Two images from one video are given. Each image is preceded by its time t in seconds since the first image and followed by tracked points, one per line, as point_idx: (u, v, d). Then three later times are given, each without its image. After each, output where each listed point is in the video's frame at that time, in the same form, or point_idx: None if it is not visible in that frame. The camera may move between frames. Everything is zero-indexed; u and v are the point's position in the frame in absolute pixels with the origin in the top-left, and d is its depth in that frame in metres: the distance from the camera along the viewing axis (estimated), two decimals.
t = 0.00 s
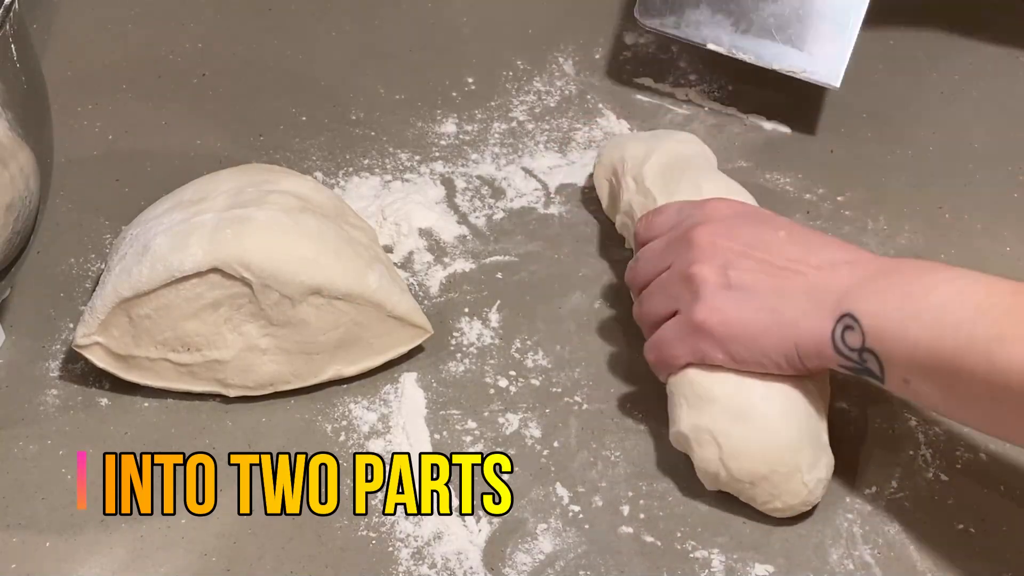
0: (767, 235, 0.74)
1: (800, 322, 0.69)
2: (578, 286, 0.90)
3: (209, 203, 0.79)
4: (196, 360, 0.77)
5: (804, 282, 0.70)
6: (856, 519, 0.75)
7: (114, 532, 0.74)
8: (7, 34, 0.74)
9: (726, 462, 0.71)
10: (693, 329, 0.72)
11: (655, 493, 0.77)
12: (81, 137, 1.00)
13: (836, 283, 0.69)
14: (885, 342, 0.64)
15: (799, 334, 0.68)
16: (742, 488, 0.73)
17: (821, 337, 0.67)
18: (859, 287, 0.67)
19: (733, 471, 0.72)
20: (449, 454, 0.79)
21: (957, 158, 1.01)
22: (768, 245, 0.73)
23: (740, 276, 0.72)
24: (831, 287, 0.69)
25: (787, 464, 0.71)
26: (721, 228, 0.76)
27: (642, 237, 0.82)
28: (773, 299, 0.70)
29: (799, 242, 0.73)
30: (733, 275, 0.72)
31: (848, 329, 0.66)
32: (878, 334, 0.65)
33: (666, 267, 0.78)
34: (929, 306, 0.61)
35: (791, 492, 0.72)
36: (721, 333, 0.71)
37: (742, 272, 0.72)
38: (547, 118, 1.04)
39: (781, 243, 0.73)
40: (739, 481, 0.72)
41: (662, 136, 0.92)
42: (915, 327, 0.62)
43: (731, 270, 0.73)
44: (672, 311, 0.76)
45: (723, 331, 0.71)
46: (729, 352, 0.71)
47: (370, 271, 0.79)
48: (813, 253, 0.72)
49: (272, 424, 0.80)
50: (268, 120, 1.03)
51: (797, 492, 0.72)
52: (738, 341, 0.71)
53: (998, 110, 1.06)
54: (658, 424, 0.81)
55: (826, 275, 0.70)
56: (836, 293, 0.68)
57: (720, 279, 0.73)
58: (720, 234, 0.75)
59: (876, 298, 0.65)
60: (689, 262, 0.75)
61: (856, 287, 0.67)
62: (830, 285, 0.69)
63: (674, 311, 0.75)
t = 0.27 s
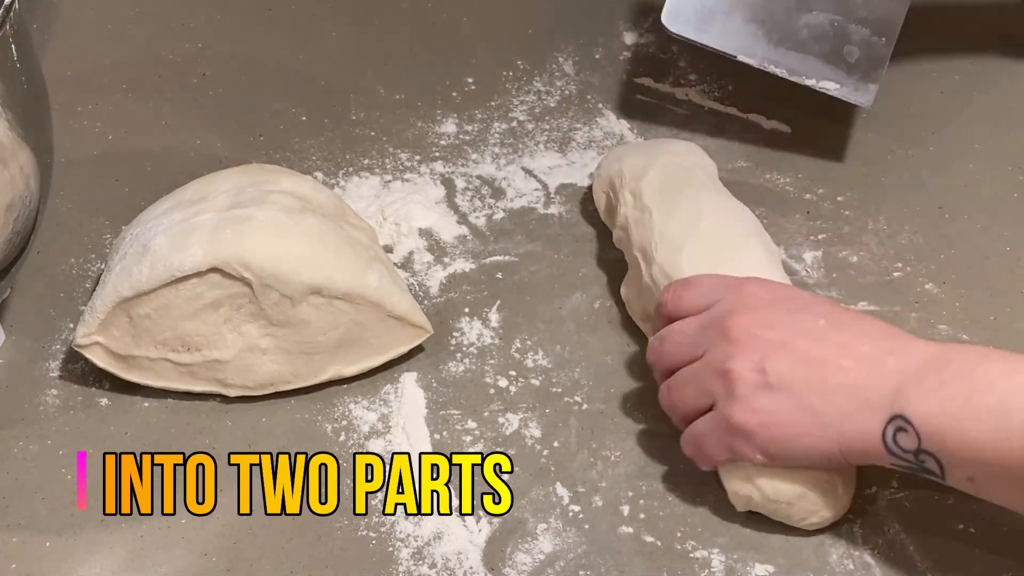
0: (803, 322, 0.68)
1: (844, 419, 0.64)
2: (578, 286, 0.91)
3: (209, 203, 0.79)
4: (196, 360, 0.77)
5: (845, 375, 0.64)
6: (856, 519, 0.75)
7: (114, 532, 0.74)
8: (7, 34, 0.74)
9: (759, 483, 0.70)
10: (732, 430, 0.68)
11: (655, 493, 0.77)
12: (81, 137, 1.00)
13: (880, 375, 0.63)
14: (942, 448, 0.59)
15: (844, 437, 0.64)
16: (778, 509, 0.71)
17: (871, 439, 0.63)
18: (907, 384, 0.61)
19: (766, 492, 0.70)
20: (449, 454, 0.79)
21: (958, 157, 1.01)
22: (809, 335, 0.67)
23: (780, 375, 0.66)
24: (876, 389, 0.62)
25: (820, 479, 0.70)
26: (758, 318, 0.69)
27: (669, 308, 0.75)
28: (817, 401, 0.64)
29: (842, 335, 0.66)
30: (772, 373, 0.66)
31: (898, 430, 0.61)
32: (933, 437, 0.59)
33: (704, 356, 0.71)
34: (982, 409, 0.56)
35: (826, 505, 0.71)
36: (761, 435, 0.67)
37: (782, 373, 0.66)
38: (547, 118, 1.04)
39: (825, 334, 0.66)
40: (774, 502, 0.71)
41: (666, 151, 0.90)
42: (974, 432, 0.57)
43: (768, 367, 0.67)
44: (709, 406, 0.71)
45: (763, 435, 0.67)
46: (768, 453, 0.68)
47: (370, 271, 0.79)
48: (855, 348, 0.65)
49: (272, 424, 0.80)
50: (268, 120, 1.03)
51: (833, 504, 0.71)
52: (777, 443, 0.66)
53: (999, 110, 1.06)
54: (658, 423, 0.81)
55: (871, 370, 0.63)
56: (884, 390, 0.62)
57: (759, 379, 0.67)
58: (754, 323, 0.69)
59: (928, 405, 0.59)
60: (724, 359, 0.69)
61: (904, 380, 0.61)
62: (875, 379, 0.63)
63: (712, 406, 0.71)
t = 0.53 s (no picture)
0: (812, 269, 0.67)
1: (864, 353, 0.63)
2: (578, 286, 0.91)
3: (209, 203, 0.79)
4: (196, 360, 0.77)
5: (863, 310, 0.64)
6: (856, 519, 0.75)
7: (114, 532, 0.74)
8: (7, 34, 0.74)
9: (773, 464, 0.71)
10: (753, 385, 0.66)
11: (655, 493, 0.77)
12: (81, 137, 1.00)
13: (895, 304, 0.63)
14: (970, 377, 0.60)
15: (866, 370, 0.63)
16: (792, 491, 0.71)
17: (895, 369, 0.63)
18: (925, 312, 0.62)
19: (781, 474, 0.71)
20: (449, 454, 0.79)
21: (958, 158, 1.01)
22: (818, 278, 0.67)
23: (797, 323, 0.66)
24: (893, 317, 0.63)
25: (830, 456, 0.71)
26: (765, 276, 0.69)
27: (667, 270, 0.73)
28: (838, 342, 0.64)
29: (851, 271, 0.66)
30: (790, 322, 0.66)
31: (919, 360, 0.62)
32: (959, 363, 0.60)
33: (709, 315, 0.70)
34: (1012, 347, 0.58)
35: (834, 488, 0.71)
36: (784, 386, 0.65)
37: (798, 320, 0.66)
38: (547, 118, 1.04)
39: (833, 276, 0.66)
40: (788, 484, 0.71)
41: (668, 151, 0.90)
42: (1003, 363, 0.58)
43: (784, 317, 0.66)
44: (720, 362, 0.69)
45: (788, 385, 0.65)
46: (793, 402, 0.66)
47: (370, 270, 0.79)
48: (867, 280, 0.65)
49: (272, 424, 0.80)
50: (268, 120, 1.03)
51: (845, 483, 0.71)
52: (802, 392, 0.65)
53: (998, 111, 1.06)
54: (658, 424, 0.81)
55: (885, 300, 0.64)
56: (899, 317, 0.63)
57: (776, 329, 0.66)
58: (762, 278, 0.69)
59: (952, 331, 0.60)
60: (737, 316, 0.68)
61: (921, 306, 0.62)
62: (889, 310, 0.63)
63: (723, 361, 0.69)
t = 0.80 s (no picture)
0: (794, 293, 0.68)
1: (846, 372, 0.63)
2: (578, 286, 0.91)
3: (209, 203, 0.79)
4: (196, 360, 0.77)
5: (842, 329, 0.64)
6: (855, 519, 0.75)
7: (114, 532, 0.73)
8: (7, 34, 0.74)
9: (789, 471, 0.70)
10: (743, 410, 0.68)
11: (655, 492, 0.77)
12: (80, 137, 1.00)
13: (874, 321, 0.63)
14: (951, 390, 0.60)
15: (849, 388, 0.64)
16: (806, 496, 0.71)
17: (875, 386, 0.63)
18: (905, 327, 0.62)
19: (795, 479, 0.70)
20: (449, 454, 0.79)
21: (957, 158, 1.01)
22: (800, 302, 0.67)
23: (778, 345, 0.67)
24: (874, 334, 0.63)
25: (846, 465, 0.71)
26: (750, 302, 0.70)
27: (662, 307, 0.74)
28: (818, 360, 0.65)
29: (831, 293, 0.67)
30: (772, 345, 0.67)
31: (901, 375, 0.62)
32: (939, 378, 0.60)
33: (700, 347, 0.71)
34: (990, 359, 0.58)
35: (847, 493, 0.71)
36: (772, 409, 0.66)
37: (780, 343, 0.67)
38: (547, 118, 1.04)
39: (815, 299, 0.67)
40: (802, 489, 0.71)
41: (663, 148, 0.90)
42: (982, 375, 0.58)
43: (766, 340, 0.67)
44: (713, 392, 0.70)
45: (774, 406, 0.66)
46: (783, 423, 0.67)
47: (370, 270, 0.79)
48: (847, 300, 0.65)
49: (272, 424, 0.80)
50: (268, 121, 1.03)
51: (858, 484, 0.72)
52: (790, 411, 0.66)
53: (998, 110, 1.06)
54: (658, 424, 0.81)
55: (864, 318, 0.64)
56: (877, 333, 0.63)
57: (759, 352, 0.67)
58: (747, 304, 0.70)
59: (932, 345, 0.60)
60: (724, 343, 0.69)
61: (899, 322, 0.62)
62: (867, 327, 0.63)
63: (713, 385, 0.70)
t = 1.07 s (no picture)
0: (793, 294, 0.68)
1: (847, 374, 0.63)
2: (578, 286, 0.91)
3: (209, 203, 0.79)
4: (196, 360, 0.77)
5: (842, 330, 0.64)
6: (855, 519, 0.75)
7: (114, 533, 0.73)
8: (7, 34, 0.74)
9: (793, 471, 0.70)
10: (744, 411, 0.67)
11: (655, 492, 0.77)
12: (80, 137, 1.00)
13: (874, 323, 0.63)
14: (950, 393, 0.60)
15: (851, 390, 0.63)
16: (809, 495, 0.71)
17: (876, 388, 0.63)
18: (905, 329, 0.62)
19: (799, 478, 0.70)
20: (449, 454, 0.79)
21: (958, 158, 1.02)
22: (798, 302, 0.67)
23: (778, 347, 0.66)
24: (875, 335, 0.63)
25: (844, 460, 0.71)
26: (748, 304, 0.69)
27: (660, 308, 0.74)
28: (819, 360, 0.64)
29: (830, 294, 0.66)
30: (772, 347, 0.66)
31: (902, 377, 0.62)
32: (939, 381, 0.60)
33: (699, 348, 0.70)
34: (989, 363, 0.58)
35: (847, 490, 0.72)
36: (774, 410, 0.66)
37: (780, 344, 0.66)
38: (547, 118, 1.04)
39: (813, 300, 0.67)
40: (806, 488, 0.71)
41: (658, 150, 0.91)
42: (982, 378, 0.58)
43: (766, 341, 0.66)
44: (712, 394, 0.69)
45: (775, 407, 0.66)
46: (784, 424, 0.67)
47: (370, 270, 0.79)
48: (846, 301, 0.65)
49: (272, 424, 0.80)
50: (268, 121, 1.03)
51: (860, 484, 0.72)
52: (791, 412, 0.66)
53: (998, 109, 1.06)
54: (658, 424, 0.81)
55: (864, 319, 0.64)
56: (878, 335, 0.63)
57: (759, 353, 0.67)
58: (745, 305, 0.69)
59: (932, 347, 0.60)
60: (723, 344, 0.69)
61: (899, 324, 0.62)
62: (867, 329, 0.63)
63: (714, 388, 0.69)
